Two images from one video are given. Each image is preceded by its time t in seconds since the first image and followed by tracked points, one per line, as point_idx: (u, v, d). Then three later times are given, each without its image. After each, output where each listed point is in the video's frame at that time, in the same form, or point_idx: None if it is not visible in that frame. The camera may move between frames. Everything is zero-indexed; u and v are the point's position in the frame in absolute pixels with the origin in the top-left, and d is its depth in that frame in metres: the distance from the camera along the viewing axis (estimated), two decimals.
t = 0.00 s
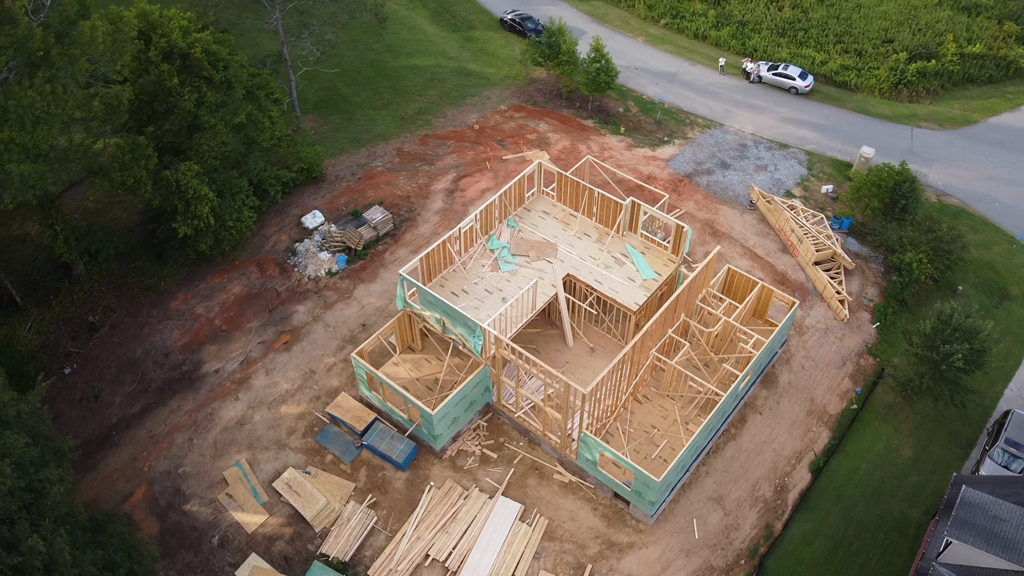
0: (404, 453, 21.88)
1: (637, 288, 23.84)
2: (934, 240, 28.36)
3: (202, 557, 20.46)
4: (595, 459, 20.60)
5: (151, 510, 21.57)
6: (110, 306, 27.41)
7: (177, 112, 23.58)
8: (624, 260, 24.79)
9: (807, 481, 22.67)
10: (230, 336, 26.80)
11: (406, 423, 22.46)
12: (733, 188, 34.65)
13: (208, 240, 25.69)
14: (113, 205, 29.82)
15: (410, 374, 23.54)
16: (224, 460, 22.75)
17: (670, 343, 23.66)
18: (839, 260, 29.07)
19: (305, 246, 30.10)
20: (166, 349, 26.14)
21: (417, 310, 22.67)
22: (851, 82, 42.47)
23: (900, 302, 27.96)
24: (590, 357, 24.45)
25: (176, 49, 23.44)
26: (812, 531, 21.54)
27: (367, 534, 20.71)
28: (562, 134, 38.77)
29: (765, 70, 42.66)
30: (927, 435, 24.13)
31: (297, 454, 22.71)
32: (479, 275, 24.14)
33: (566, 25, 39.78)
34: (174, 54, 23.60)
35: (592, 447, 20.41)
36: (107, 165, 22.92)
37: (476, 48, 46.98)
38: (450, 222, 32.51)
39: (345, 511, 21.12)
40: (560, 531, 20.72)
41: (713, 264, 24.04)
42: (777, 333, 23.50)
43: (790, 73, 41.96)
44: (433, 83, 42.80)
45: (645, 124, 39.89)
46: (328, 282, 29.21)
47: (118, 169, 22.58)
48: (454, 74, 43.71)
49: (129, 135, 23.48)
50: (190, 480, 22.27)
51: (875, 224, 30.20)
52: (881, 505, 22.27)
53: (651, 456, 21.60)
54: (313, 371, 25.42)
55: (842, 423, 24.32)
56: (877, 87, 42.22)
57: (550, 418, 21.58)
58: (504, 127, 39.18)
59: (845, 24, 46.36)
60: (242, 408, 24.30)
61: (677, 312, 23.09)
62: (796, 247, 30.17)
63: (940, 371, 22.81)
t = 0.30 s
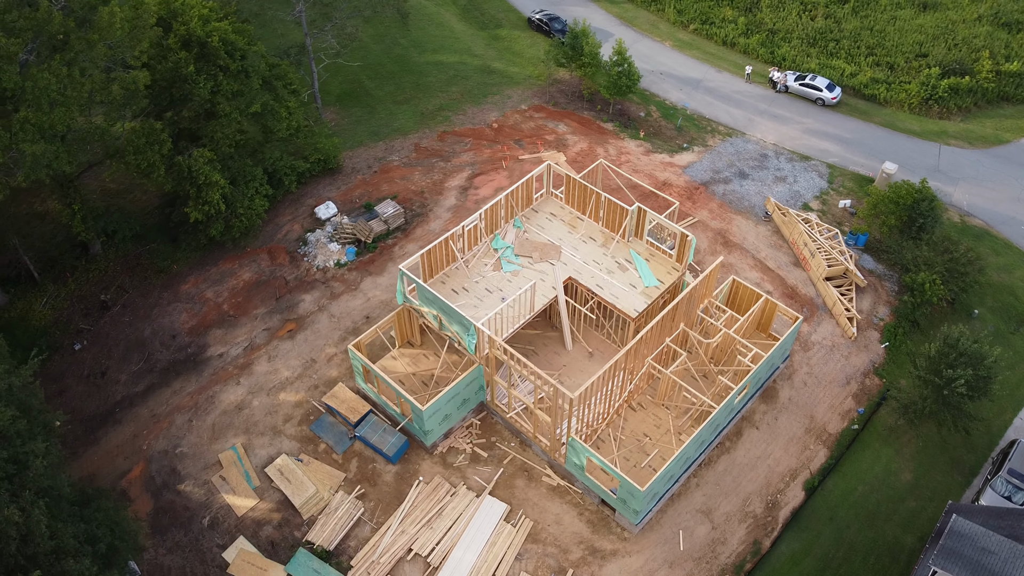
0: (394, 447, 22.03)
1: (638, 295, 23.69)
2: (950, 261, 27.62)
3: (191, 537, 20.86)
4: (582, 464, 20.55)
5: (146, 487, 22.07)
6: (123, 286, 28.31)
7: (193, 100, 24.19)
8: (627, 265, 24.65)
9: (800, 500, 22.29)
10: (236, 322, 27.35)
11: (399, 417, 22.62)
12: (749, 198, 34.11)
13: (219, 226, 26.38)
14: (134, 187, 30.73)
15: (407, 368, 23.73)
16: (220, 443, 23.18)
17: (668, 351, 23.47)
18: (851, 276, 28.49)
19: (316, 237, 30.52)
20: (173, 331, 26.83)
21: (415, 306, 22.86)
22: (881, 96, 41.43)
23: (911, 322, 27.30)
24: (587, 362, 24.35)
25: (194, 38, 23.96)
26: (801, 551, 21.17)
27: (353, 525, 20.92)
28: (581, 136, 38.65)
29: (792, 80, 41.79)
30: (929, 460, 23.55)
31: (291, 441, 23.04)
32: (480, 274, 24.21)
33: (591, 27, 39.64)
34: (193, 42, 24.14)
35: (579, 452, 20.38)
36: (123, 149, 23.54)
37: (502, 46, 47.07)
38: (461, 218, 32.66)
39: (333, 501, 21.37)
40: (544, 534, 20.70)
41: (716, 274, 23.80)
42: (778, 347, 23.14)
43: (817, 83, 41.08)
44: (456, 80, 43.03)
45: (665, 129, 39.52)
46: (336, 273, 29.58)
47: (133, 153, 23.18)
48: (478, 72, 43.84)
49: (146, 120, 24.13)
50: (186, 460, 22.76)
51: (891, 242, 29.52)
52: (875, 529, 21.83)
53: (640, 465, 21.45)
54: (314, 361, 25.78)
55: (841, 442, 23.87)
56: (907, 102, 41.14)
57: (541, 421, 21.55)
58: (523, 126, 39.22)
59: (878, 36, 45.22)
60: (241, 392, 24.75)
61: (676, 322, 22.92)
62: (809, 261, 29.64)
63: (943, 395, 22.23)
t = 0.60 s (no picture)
0: (386, 439, 22.25)
1: (638, 301, 23.57)
2: (966, 283, 26.87)
3: (183, 515, 21.30)
4: (569, 467, 20.52)
5: (144, 464, 22.63)
6: (137, 266, 29.11)
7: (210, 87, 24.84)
8: (630, 271, 24.53)
9: (791, 517, 21.93)
10: (244, 307, 27.92)
11: (393, 410, 22.85)
12: (765, 210, 33.53)
13: (231, 212, 27.09)
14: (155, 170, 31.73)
15: (404, 362, 23.95)
16: (218, 425, 23.66)
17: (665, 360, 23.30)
18: (862, 294, 27.94)
19: (328, 227, 30.94)
20: (182, 313, 27.54)
21: (414, 301, 23.10)
22: (911, 110, 40.36)
23: (922, 343, 26.67)
24: (585, 366, 24.28)
25: (212, 26, 24.52)
26: (788, 569, 20.82)
27: (340, 513, 21.14)
28: (599, 139, 38.46)
29: (820, 91, 40.88)
30: (929, 485, 22.99)
31: (286, 428, 23.40)
32: (482, 273, 24.31)
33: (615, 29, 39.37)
34: (211, 31, 24.71)
35: (566, 455, 20.36)
36: (140, 132, 24.21)
37: (528, 45, 47.04)
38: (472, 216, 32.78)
39: (323, 489, 21.64)
40: (528, 535, 20.69)
41: (719, 284, 23.56)
42: (777, 360, 22.78)
43: (845, 95, 40.10)
44: (479, 77, 43.16)
45: (685, 134, 39.11)
46: (345, 264, 29.93)
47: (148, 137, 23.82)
48: (502, 70, 43.92)
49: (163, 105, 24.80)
50: (185, 440, 23.28)
51: (907, 260, 28.88)
52: (866, 552, 21.41)
53: (629, 473, 21.35)
54: (315, 349, 26.15)
55: (839, 462, 23.43)
56: (938, 118, 40.02)
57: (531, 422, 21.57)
58: (543, 126, 39.20)
59: (912, 49, 44.06)
60: (243, 377, 25.23)
61: (674, 330, 22.74)
62: (820, 276, 29.14)
63: (944, 420, 21.65)
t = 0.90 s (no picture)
0: (378, 431, 22.41)
1: (638, 308, 23.42)
2: (979, 306, 26.11)
3: (176, 493, 21.75)
4: (556, 470, 20.49)
5: (144, 441, 23.18)
6: (153, 247, 29.89)
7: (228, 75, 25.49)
8: (632, 277, 24.38)
9: (781, 535, 21.63)
10: (252, 293, 28.40)
11: (388, 403, 23.05)
12: (781, 221, 32.98)
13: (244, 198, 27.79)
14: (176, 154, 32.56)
15: (402, 356, 24.16)
16: (218, 408, 24.13)
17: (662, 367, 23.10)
18: (873, 312, 27.37)
19: (340, 218, 31.31)
20: (193, 296, 28.16)
21: (414, 295, 23.32)
22: (940, 127, 39.32)
23: (931, 366, 26.04)
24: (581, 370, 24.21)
25: (232, 15, 25.00)
26: None
27: (329, 502, 21.38)
28: (618, 142, 38.23)
29: (847, 103, 39.94)
30: (926, 511, 22.45)
31: (283, 414, 23.76)
32: (484, 271, 24.39)
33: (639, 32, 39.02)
34: (232, 19, 25.22)
35: (553, 458, 20.33)
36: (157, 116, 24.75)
37: (554, 44, 46.95)
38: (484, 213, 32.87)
39: (314, 477, 21.92)
40: (512, 535, 20.70)
41: (722, 294, 23.29)
42: (775, 375, 22.43)
43: (872, 108, 39.13)
44: (502, 75, 43.21)
45: (705, 141, 38.67)
46: (354, 255, 30.25)
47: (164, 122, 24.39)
48: (526, 69, 43.91)
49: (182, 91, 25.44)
50: (184, 420, 23.79)
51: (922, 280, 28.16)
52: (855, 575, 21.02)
53: (617, 479, 21.24)
54: (318, 338, 26.49)
55: (834, 482, 23.01)
56: (968, 136, 38.94)
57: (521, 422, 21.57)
58: (562, 127, 39.11)
59: (946, 64, 42.92)
60: (246, 361, 25.68)
61: (671, 339, 22.54)
62: (830, 291, 28.64)
63: (943, 446, 21.12)
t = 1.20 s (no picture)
0: (372, 422, 22.57)
1: (638, 313, 23.28)
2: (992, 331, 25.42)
3: (172, 471, 22.24)
4: (542, 471, 20.49)
5: (146, 418, 23.76)
6: (169, 229, 30.58)
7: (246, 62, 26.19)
8: (635, 282, 24.23)
9: (769, 551, 21.35)
10: (261, 279, 28.87)
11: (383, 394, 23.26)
12: (796, 233, 32.47)
13: (256, 184, 28.45)
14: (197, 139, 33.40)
15: (401, 349, 24.37)
16: (219, 390, 24.61)
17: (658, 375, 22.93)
18: (881, 330, 26.84)
19: (353, 209, 31.66)
20: (204, 279, 28.74)
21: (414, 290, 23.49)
22: (970, 144, 38.26)
23: (938, 389, 25.45)
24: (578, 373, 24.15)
25: (252, 4, 25.67)
26: None
27: (318, 489, 21.66)
28: (636, 145, 38.00)
29: (874, 116, 39.10)
30: (921, 537, 21.96)
31: (282, 400, 24.14)
32: (486, 269, 24.47)
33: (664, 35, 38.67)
34: (251, 8, 25.89)
35: (540, 459, 20.34)
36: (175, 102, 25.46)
37: (581, 44, 46.77)
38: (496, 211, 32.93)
39: (306, 463, 22.22)
40: (495, 533, 20.73)
41: (722, 304, 23.03)
42: (772, 389, 22.14)
43: (899, 122, 38.22)
44: (526, 73, 43.20)
45: (726, 148, 38.21)
46: (364, 246, 30.55)
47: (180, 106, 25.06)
48: (550, 68, 43.83)
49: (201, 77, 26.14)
50: (186, 400, 24.32)
51: (936, 300, 27.39)
52: None
53: (604, 485, 21.16)
54: (322, 327, 26.83)
55: (829, 501, 22.62)
56: (998, 155, 37.82)
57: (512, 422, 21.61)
58: (581, 128, 38.99)
59: (981, 80, 41.71)
60: (249, 346, 26.13)
61: (668, 346, 22.37)
62: (840, 307, 28.14)
63: (939, 472, 20.65)
